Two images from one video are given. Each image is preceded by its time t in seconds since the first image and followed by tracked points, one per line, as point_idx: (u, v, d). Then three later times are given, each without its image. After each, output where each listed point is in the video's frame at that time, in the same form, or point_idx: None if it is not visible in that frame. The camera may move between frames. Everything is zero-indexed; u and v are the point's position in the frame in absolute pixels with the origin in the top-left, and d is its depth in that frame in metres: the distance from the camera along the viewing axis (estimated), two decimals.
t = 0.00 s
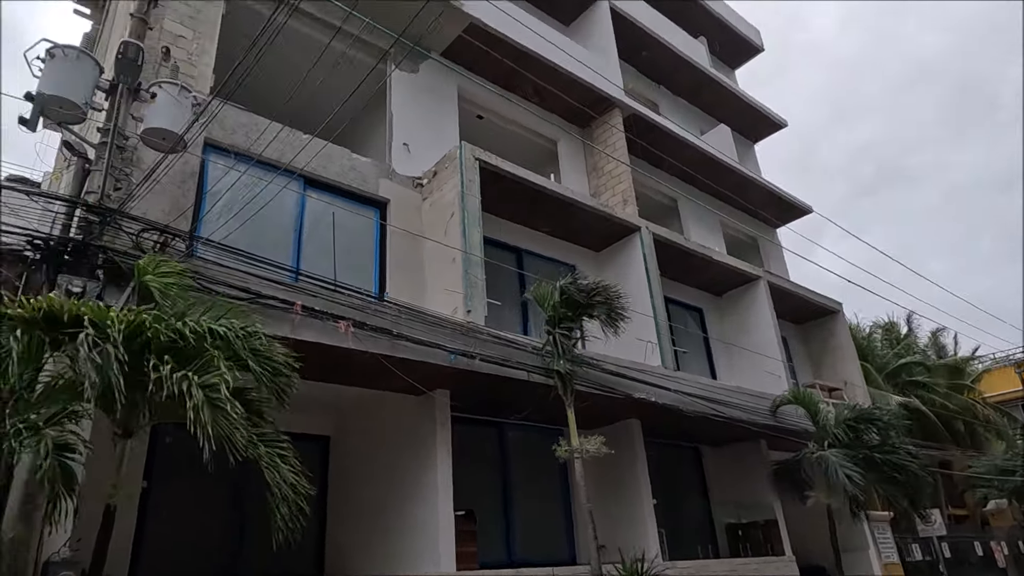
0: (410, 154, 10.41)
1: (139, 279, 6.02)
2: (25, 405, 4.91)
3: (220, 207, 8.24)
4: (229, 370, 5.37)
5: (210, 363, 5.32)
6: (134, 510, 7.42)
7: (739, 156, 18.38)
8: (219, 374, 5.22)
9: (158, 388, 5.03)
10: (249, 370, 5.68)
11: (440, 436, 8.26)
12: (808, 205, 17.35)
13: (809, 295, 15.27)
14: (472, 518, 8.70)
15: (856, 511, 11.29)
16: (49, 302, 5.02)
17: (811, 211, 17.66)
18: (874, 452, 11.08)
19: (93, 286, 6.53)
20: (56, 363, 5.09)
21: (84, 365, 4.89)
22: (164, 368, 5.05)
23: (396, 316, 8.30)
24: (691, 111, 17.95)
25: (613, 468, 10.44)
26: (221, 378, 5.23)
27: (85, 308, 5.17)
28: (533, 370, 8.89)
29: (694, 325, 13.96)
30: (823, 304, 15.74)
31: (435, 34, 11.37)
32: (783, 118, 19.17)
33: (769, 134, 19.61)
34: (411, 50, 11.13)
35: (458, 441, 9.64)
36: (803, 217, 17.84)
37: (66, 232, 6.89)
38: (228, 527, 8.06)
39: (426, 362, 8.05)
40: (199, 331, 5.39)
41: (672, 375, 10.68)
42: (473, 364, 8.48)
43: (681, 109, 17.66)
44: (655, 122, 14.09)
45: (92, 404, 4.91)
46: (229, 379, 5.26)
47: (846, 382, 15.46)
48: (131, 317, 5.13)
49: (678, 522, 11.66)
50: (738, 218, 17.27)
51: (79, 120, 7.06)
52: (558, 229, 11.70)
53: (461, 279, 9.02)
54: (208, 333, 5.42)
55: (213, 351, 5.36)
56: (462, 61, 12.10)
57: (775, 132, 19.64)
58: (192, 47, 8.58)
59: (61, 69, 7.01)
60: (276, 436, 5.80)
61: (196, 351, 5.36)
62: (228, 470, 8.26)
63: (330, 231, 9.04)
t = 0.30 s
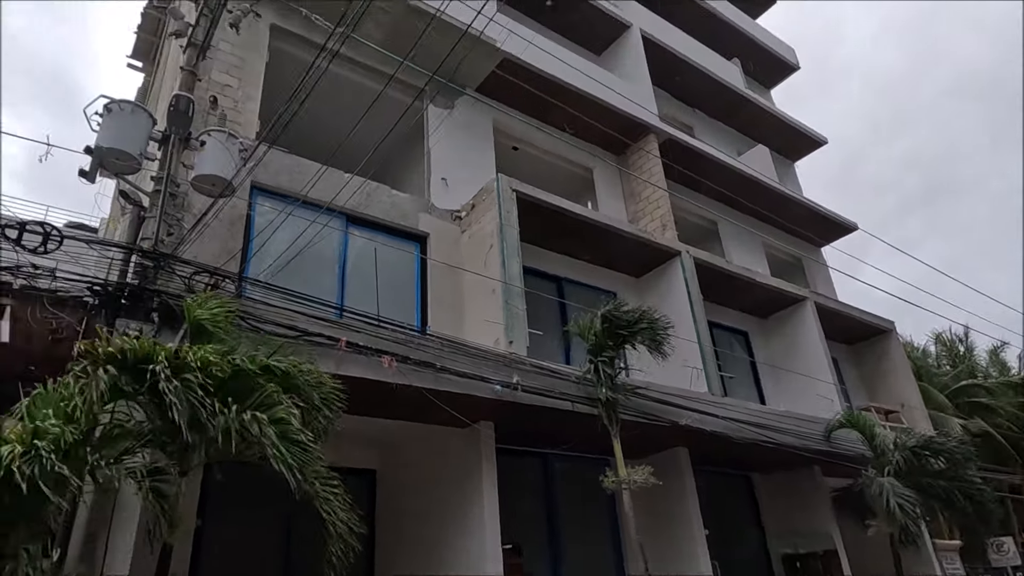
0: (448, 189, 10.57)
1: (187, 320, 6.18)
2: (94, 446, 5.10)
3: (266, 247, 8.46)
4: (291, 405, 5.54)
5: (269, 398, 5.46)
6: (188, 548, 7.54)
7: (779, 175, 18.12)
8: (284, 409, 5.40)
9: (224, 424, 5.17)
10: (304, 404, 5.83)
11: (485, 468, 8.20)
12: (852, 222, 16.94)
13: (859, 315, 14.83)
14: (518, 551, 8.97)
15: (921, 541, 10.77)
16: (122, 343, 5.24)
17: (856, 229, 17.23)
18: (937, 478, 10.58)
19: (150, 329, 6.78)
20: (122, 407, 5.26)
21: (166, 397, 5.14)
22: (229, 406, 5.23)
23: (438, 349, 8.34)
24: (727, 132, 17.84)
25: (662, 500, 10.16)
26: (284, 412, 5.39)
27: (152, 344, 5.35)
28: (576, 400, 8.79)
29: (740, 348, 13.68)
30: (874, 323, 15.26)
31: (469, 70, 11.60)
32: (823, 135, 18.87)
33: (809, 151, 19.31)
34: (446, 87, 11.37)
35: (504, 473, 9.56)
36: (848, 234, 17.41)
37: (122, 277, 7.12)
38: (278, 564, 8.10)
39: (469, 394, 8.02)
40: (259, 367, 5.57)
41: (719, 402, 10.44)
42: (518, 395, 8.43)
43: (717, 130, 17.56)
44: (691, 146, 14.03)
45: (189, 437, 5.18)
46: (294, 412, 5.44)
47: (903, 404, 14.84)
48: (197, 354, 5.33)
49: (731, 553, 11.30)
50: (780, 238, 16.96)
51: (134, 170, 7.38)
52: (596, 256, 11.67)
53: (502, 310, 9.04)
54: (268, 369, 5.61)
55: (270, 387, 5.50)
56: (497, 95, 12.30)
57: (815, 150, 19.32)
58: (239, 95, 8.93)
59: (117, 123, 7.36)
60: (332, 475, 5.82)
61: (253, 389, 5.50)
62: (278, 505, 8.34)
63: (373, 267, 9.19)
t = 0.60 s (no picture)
0: (474, 211, 10.64)
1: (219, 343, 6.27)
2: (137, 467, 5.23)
3: (297, 273, 8.56)
4: (334, 429, 5.67)
5: (305, 422, 5.56)
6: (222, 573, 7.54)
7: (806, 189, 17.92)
8: (329, 433, 5.53)
9: (269, 447, 5.31)
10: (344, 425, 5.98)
11: (517, 491, 8.15)
12: (884, 235, 16.65)
13: (894, 329, 14.50)
14: None
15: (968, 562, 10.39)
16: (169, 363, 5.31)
17: (888, 241, 16.92)
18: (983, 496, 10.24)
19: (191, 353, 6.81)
20: (164, 431, 5.31)
21: (207, 419, 5.21)
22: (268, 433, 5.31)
23: (467, 371, 8.33)
24: (752, 147, 17.74)
25: (696, 523, 9.93)
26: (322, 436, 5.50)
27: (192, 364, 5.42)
28: (607, 420, 8.69)
29: (772, 365, 13.45)
30: (910, 337, 14.91)
31: (493, 93, 11.73)
32: (850, 147, 18.66)
33: (836, 164, 19.09)
34: (470, 111, 11.51)
35: (535, 496, 9.46)
36: (880, 247, 17.10)
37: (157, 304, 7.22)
38: None
39: (499, 415, 7.99)
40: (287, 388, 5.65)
41: (753, 421, 10.25)
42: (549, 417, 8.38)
43: (741, 145, 17.47)
44: (716, 162, 13.96)
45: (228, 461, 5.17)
46: (338, 434, 5.59)
47: (944, 420, 14.44)
48: (236, 378, 5.45)
49: None
50: (810, 252, 16.72)
51: (168, 200, 7.55)
52: (624, 275, 11.62)
53: (530, 331, 9.03)
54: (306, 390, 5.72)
55: (310, 411, 5.62)
56: (521, 117, 12.41)
57: (843, 162, 19.10)
58: (269, 124, 9.13)
59: (153, 154, 7.55)
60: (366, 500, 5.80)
61: (290, 413, 5.59)
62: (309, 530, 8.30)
63: (402, 290, 9.26)
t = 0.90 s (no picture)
0: (487, 223, 10.67)
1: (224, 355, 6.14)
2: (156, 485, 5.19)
3: (313, 287, 8.61)
4: (352, 440, 5.73)
5: (325, 437, 5.62)
6: None
7: (821, 197, 17.82)
8: (345, 444, 5.62)
9: (287, 461, 5.28)
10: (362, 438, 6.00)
11: (534, 505, 8.09)
12: (900, 243, 16.51)
13: (913, 338, 14.35)
14: None
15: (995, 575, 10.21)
16: (187, 377, 5.38)
17: (905, 249, 16.78)
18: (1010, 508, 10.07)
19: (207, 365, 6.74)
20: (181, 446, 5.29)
21: (223, 433, 5.19)
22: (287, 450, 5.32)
23: (483, 384, 8.30)
24: (765, 157, 17.69)
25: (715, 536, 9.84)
26: (343, 447, 5.60)
27: (203, 376, 5.45)
28: (624, 432, 8.62)
29: (790, 376, 13.33)
30: (929, 346, 14.75)
31: (505, 106, 11.79)
32: (864, 155, 18.57)
33: (850, 172, 18.99)
34: (482, 124, 11.57)
35: (552, 510, 9.40)
36: (897, 255, 16.96)
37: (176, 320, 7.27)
38: None
39: (516, 428, 7.95)
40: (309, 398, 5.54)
41: (771, 432, 10.15)
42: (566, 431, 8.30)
43: (754, 155, 17.43)
44: (729, 172, 13.93)
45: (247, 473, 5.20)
46: (355, 446, 5.67)
47: (966, 430, 14.24)
48: (251, 391, 5.36)
49: None
50: (825, 261, 16.60)
51: (185, 216, 7.62)
52: (638, 286, 11.59)
53: (546, 343, 9.00)
54: (321, 406, 5.59)
55: (326, 423, 5.62)
56: (533, 129, 12.47)
57: (857, 170, 19.00)
58: (285, 140, 9.22)
59: (170, 172, 7.63)
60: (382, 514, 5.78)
61: (306, 426, 5.57)
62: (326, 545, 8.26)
63: (416, 303, 9.28)
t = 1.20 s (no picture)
0: (498, 236, 10.70)
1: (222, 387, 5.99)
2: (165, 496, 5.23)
3: (325, 301, 8.64)
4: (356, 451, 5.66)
5: (333, 450, 5.54)
6: None
7: (831, 206, 17.76)
8: (350, 455, 5.55)
9: (286, 478, 5.22)
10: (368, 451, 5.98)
11: (545, 516, 8.06)
12: (913, 251, 16.41)
13: (928, 348, 14.22)
14: None
15: None
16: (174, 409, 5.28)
17: (917, 257, 16.66)
18: None
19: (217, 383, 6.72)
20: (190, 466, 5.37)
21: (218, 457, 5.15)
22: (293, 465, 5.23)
23: (494, 397, 8.28)
24: (774, 166, 17.66)
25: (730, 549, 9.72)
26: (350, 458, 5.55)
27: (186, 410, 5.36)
28: (636, 445, 8.62)
29: (803, 386, 13.22)
30: (945, 355, 14.61)
31: (514, 118, 11.84)
32: (875, 164, 18.51)
33: (861, 181, 18.92)
34: (492, 137, 11.63)
35: (566, 523, 9.33)
36: (910, 264, 16.83)
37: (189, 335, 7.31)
38: None
39: (527, 440, 7.92)
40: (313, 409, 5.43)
41: (785, 444, 10.07)
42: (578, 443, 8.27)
43: (763, 164, 17.40)
44: (739, 181, 13.92)
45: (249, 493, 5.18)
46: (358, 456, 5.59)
47: (984, 440, 14.07)
48: (256, 411, 5.32)
49: None
50: (837, 271, 16.51)
51: (199, 231, 7.68)
52: (649, 297, 11.57)
53: (557, 355, 8.98)
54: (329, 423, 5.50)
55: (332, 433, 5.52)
56: (542, 141, 12.51)
57: (868, 178, 18.92)
58: (297, 155, 9.30)
59: (184, 187, 7.70)
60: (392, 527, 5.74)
61: (312, 438, 5.48)
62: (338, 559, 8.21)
63: (428, 316, 9.30)
